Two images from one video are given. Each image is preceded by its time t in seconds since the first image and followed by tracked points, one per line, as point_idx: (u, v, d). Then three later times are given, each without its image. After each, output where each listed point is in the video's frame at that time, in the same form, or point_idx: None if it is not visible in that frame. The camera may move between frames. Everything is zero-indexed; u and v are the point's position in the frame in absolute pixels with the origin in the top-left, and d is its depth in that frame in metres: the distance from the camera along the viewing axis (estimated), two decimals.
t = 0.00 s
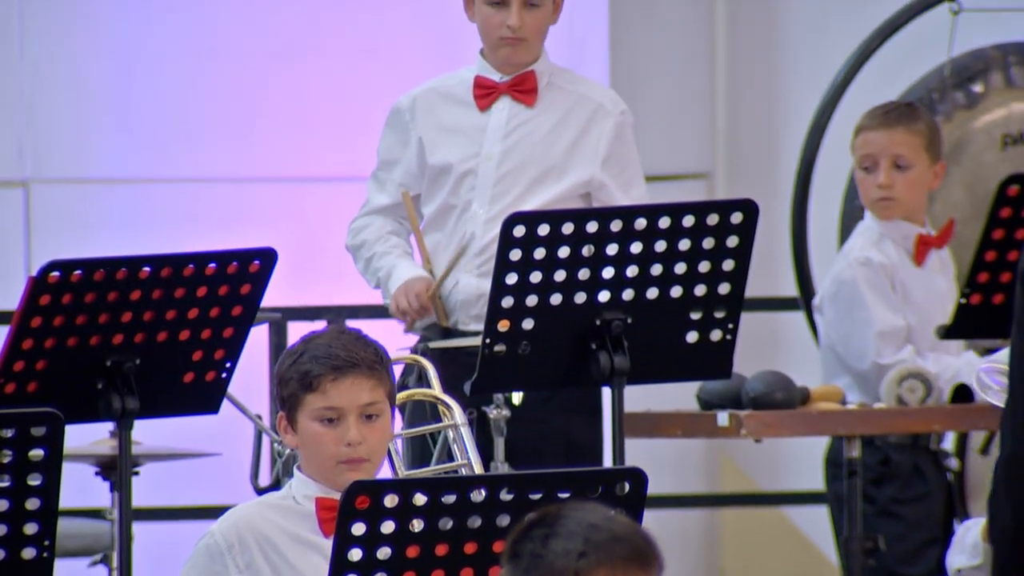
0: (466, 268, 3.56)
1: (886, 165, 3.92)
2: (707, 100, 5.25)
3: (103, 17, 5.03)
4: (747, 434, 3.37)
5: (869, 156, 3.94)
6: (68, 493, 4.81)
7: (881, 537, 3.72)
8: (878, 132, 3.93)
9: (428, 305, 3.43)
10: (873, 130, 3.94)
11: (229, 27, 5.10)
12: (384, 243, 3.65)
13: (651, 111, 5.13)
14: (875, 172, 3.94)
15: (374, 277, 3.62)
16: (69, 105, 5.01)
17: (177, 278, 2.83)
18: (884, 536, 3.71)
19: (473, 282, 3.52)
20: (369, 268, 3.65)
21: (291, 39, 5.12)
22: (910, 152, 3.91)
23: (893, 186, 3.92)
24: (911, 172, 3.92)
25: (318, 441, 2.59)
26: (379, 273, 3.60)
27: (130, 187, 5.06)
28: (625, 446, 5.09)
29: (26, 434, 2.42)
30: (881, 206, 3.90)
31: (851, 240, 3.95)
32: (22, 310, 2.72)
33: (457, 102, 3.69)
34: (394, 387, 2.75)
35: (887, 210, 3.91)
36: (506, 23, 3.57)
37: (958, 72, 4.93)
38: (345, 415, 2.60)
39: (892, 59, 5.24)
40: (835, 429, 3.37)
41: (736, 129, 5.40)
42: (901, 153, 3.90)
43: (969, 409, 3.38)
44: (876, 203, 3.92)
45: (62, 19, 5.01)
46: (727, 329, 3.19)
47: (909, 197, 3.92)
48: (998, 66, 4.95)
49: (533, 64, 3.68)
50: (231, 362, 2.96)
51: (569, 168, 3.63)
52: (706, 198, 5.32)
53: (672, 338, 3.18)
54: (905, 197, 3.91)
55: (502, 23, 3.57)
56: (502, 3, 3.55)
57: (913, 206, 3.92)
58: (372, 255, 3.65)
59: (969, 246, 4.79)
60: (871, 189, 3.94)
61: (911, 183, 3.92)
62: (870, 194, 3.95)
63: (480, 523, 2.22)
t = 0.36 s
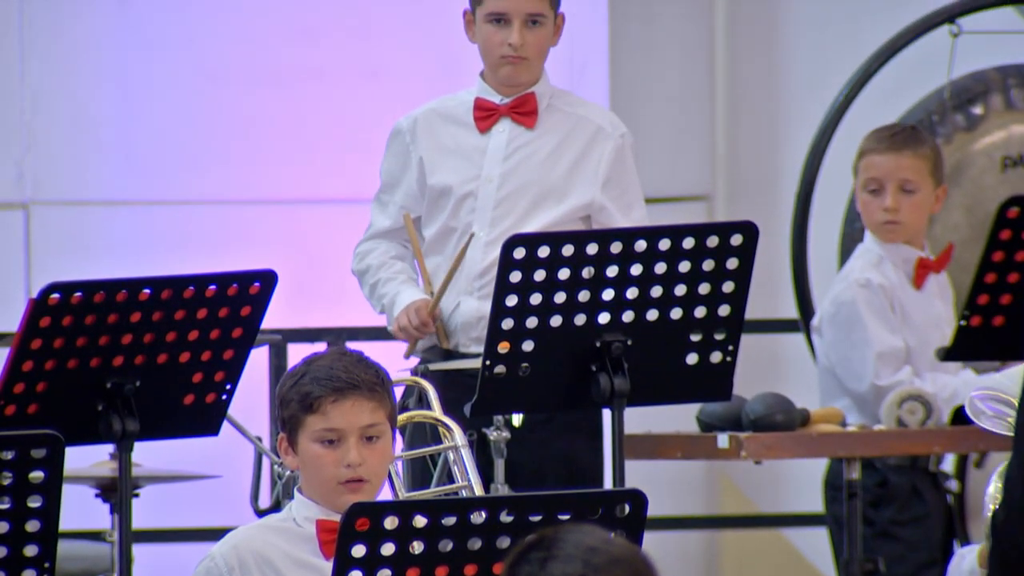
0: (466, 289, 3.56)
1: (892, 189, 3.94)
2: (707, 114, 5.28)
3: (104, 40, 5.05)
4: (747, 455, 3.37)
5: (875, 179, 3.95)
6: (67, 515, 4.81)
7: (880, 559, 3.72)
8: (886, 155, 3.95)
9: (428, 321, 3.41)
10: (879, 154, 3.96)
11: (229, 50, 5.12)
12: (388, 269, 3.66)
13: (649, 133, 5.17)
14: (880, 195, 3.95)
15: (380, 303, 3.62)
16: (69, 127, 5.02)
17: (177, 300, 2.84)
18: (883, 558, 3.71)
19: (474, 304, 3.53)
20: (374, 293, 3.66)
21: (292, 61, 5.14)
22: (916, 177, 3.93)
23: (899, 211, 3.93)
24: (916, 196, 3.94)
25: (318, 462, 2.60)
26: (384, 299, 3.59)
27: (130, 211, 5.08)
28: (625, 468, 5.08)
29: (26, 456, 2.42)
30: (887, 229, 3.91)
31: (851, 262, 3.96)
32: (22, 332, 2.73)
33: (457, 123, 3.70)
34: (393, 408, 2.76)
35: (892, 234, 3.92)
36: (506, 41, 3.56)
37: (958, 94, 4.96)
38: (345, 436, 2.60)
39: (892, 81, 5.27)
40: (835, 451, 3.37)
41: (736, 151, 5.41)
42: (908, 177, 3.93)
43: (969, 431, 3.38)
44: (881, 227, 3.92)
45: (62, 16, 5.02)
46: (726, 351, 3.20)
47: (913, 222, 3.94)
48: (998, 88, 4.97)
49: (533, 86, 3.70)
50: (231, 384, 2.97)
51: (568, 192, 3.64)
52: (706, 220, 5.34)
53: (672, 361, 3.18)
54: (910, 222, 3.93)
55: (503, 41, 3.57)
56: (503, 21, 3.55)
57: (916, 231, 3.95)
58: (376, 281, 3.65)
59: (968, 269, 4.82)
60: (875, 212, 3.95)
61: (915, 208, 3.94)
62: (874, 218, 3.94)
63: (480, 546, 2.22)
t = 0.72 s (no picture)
0: (466, 303, 3.56)
1: (918, 203, 3.93)
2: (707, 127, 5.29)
3: (103, 54, 5.06)
4: (746, 469, 3.37)
5: (902, 193, 3.93)
6: (67, 529, 4.81)
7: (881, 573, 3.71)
8: (912, 169, 3.93)
9: (428, 335, 3.41)
10: (905, 169, 3.93)
11: (229, 63, 5.13)
12: (387, 283, 3.66)
13: (648, 147, 5.18)
14: (902, 208, 3.94)
15: (378, 315, 3.63)
16: (68, 142, 5.04)
17: (177, 314, 2.84)
18: (883, 572, 3.71)
19: (473, 318, 3.53)
20: (373, 306, 3.66)
21: (291, 74, 5.15)
22: (939, 190, 3.96)
23: (923, 224, 3.94)
24: (936, 208, 3.96)
25: (316, 476, 2.60)
26: (382, 312, 3.60)
27: (129, 225, 5.09)
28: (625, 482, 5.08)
29: (26, 470, 2.42)
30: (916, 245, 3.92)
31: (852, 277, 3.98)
32: (21, 346, 2.73)
33: (457, 137, 3.71)
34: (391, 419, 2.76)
35: (915, 246, 3.94)
36: (507, 54, 3.57)
37: (958, 108, 4.97)
38: (343, 449, 2.60)
39: (891, 95, 5.28)
40: (834, 464, 3.36)
41: (735, 164, 5.41)
42: (932, 191, 3.94)
43: (969, 446, 3.38)
44: (908, 241, 3.92)
45: (61, 21, 5.04)
46: (726, 364, 3.20)
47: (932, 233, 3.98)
48: (998, 103, 4.97)
49: (532, 100, 3.71)
50: (231, 398, 2.97)
51: (568, 206, 3.64)
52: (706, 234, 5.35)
53: (671, 374, 3.18)
54: (931, 234, 3.96)
55: (503, 54, 3.57)
56: (504, 34, 3.56)
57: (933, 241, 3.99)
58: (375, 294, 3.65)
59: (967, 281, 4.84)
60: (900, 225, 3.93)
61: (934, 220, 3.97)
62: (899, 232, 3.93)
63: (479, 560, 2.22)
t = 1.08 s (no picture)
0: (465, 316, 3.56)
1: (917, 216, 3.94)
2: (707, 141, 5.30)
3: (104, 65, 5.07)
4: (747, 483, 3.37)
5: (900, 207, 3.93)
6: (66, 543, 4.81)
7: None
8: (910, 183, 3.94)
9: (428, 348, 3.42)
10: (903, 183, 3.93)
11: (229, 75, 5.14)
12: (385, 301, 3.67)
13: (648, 161, 5.18)
14: (900, 221, 3.94)
15: (377, 333, 3.63)
16: (68, 155, 5.04)
17: (177, 327, 2.84)
18: None
19: (473, 332, 3.54)
20: (372, 324, 3.66)
21: (292, 88, 5.16)
22: (937, 203, 3.96)
23: (922, 237, 3.94)
24: (935, 221, 3.96)
25: (315, 490, 2.60)
26: (381, 331, 3.61)
27: (129, 238, 5.09)
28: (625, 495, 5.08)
29: (26, 484, 2.41)
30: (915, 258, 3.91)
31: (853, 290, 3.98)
32: (21, 360, 2.73)
33: (457, 151, 3.72)
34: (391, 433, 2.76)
35: (914, 260, 3.94)
36: (507, 67, 3.57)
37: (958, 122, 4.98)
38: (342, 463, 2.60)
39: (891, 109, 5.29)
40: (835, 478, 3.36)
41: (736, 178, 5.41)
42: (931, 204, 3.94)
43: (969, 460, 3.38)
44: (907, 254, 3.93)
45: (62, 35, 5.05)
46: (726, 378, 3.20)
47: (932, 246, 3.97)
48: (997, 116, 4.99)
49: (532, 113, 3.72)
50: (231, 412, 2.97)
51: (568, 219, 3.65)
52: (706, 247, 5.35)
53: (671, 387, 3.18)
54: (930, 247, 3.96)
55: (504, 67, 3.58)
56: (505, 47, 3.56)
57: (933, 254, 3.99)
58: (375, 312, 3.66)
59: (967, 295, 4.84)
60: (899, 238, 3.94)
61: (934, 232, 3.97)
62: (898, 245, 3.93)
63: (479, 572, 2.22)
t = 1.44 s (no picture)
0: (463, 328, 3.56)
1: (912, 227, 3.94)
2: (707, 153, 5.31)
3: (104, 77, 5.08)
4: (747, 496, 3.36)
5: (895, 219, 3.94)
6: (67, 556, 4.81)
7: None
8: (904, 194, 3.95)
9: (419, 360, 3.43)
10: (897, 195, 3.94)
11: (230, 88, 5.15)
12: (379, 312, 3.67)
13: (648, 174, 5.20)
14: (895, 234, 3.95)
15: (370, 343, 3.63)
16: (68, 170, 5.05)
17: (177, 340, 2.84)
18: None
19: (471, 343, 3.54)
20: (366, 334, 3.66)
21: (293, 101, 5.17)
22: (932, 213, 3.96)
23: (919, 248, 3.95)
24: (931, 231, 3.97)
25: (316, 503, 2.59)
26: (373, 342, 3.60)
27: (130, 252, 5.10)
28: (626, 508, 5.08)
29: (26, 496, 2.42)
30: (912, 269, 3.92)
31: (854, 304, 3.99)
32: (21, 373, 2.74)
33: (456, 163, 3.73)
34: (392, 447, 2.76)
35: (912, 272, 3.93)
36: (506, 79, 3.58)
37: (959, 134, 4.99)
38: (342, 475, 2.60)
39: (892, 122, 5.30)
40: (835, 490, 3.36)
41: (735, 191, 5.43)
42: (925, 215, 3.95)
43: (969, 474, 3.38)
44: (904, 266, 3.93)
45: (63, 52, 5.06)
46: (726, 392, 3.20)
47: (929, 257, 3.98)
48: (998, 129, 5.00)
49: (531, 125, 3.73)
50: (231, 425, 2.97)
51: (567, 232, 3.65)
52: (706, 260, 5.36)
53: (672, 400, 3.18)
54: (928, 257, 3.96)
55: (503, 79, 3.58)
56: (503, 59, 3.57)
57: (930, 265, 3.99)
58: (368, 322, 3.65)
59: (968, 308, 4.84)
60: (895, 251, 3.94)
61: (930, 243, 3.97)
62: (894, 257, 3.93)
63: None
